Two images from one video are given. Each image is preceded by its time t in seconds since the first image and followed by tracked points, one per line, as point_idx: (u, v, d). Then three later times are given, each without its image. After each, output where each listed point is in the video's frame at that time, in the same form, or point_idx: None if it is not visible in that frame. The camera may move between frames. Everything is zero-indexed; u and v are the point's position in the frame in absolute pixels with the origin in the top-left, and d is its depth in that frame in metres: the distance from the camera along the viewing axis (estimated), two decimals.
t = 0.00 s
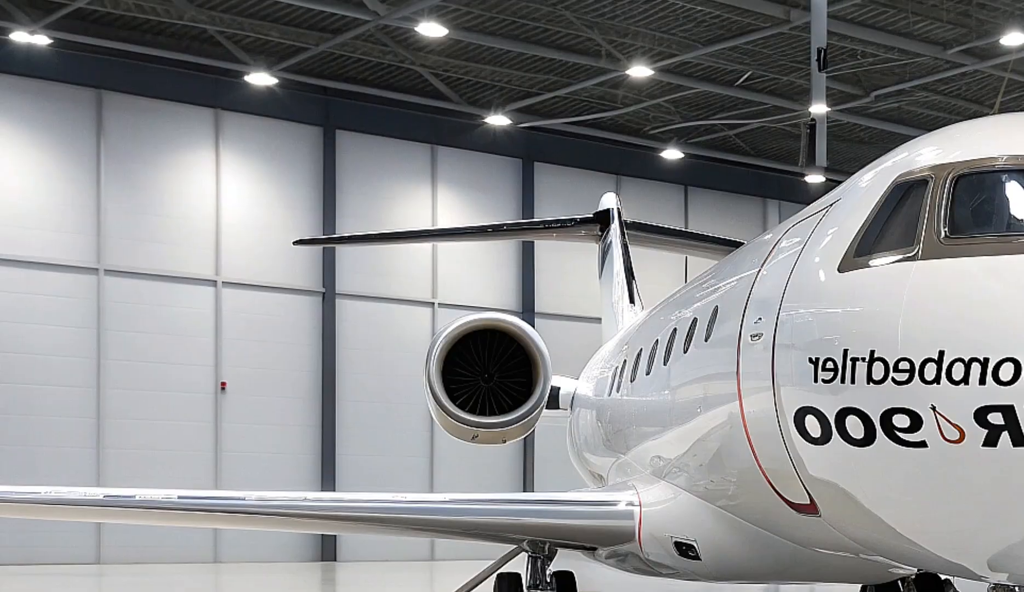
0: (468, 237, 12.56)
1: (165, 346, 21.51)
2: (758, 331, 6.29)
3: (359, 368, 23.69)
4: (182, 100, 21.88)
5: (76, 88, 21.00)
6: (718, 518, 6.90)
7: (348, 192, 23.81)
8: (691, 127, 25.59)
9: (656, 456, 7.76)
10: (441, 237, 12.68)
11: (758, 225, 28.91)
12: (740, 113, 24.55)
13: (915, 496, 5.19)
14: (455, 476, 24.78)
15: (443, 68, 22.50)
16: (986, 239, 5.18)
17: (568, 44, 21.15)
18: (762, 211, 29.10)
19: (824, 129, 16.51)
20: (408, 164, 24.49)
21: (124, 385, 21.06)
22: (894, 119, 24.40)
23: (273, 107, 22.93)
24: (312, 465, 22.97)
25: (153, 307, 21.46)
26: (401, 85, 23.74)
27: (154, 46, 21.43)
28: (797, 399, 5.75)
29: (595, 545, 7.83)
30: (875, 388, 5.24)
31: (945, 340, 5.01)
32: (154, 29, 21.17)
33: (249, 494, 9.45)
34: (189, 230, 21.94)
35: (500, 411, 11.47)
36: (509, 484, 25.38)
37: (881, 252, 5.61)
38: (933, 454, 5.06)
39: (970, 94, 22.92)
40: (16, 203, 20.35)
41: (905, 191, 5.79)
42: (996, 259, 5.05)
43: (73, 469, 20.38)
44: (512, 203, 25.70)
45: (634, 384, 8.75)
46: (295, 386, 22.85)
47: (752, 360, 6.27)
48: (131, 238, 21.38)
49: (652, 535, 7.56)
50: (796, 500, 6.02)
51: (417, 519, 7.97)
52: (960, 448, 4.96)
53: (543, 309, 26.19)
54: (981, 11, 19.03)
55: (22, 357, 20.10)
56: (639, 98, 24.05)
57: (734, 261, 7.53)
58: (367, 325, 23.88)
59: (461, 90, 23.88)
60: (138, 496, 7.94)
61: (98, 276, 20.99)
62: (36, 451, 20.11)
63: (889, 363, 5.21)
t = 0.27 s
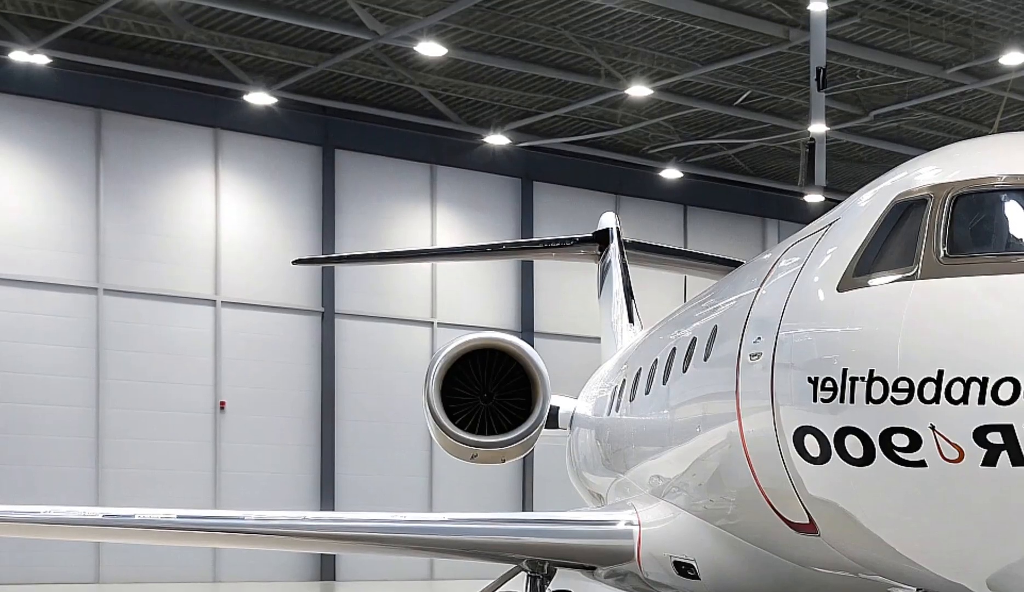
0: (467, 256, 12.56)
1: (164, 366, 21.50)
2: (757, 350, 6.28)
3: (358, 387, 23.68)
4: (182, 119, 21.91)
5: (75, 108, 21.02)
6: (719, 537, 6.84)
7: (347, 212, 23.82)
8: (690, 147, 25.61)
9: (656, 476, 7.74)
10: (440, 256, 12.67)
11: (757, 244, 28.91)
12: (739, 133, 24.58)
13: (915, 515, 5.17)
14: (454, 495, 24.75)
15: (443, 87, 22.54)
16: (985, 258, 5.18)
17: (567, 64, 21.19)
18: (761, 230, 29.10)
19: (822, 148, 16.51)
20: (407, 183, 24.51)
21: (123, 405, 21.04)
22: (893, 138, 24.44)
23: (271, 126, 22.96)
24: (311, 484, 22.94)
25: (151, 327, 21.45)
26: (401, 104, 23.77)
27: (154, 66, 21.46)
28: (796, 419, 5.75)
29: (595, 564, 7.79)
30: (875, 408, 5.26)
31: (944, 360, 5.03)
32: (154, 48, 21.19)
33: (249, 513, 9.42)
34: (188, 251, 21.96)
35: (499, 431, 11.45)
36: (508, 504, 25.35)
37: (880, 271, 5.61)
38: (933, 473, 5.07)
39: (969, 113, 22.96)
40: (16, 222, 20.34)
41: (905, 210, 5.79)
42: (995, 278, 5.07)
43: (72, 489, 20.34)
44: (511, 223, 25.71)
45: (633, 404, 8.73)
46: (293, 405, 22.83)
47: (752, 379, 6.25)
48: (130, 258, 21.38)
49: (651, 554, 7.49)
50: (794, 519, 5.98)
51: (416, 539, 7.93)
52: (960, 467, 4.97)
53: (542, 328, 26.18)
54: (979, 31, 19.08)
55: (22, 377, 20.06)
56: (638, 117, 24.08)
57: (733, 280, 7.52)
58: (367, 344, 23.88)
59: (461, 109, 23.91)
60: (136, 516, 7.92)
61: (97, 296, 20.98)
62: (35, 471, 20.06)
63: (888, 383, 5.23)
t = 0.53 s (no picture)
0: (466, 275, 12.54)
1: (163, 386, 21.47)
2: (757, 369, 6.26)
3: (357, 406, 23.65)
4: (181, 138, 21.92)
5: (75, 127, 21.03)
6: (718, 557, 6.81)
7: (346, 231, 23.82)
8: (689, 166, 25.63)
9: (655, 495, 7.72)
10: (438, 276, 12.65)
11: (756, 263, 28.91)
12: (738, 153, 24.61)
13: (915, 535, 5.15)
14: (453, 514, 24.70)
15: (442, 107, 22.57)
16: (985, 278, 5.17)
17: (566, 83, 21.22)
18: (760, 249, 29.10)
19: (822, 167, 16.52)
20: (406, 203, 24.52)
21: (122, 424, 20.99)
22: (893, 157, 24.46)
23: (271, 146, 22.98)
24: (311, 504, 22.89)
25: (150, 346, 21.42)
26: (400, 124, 23.79)
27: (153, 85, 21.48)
28: (795, 438, 5.72)
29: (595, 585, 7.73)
30: (874, 428, 5.25)
31: (943, 380, 5.03)
32: (153, 68, 21.22)
33: (247, 532, 9.38)
34: (188, 271, 21.94)
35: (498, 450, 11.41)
36: (507, 523, 25.30)
37: (879, 290, 5.59)
38: (932, 492, 5.06)
39: (969, 132, 22.99)
40: (16, 241, 20.32)
41: (904, 230, 5.77)
42: (994, 298, 5.07)
43: (71, 509, 20.27)
44: (510, 242, 25.70)
45: (633, 423, 8.70)
46: (292, 425, 22.79)
47: (752, 399, 6.22)
48: (130, 277, 21.36)
49: (650, 573, 7.42)
50: (794, 538, 5.95)
51: (416, 558, 7.91)
52: (959, 487, 4.97)
53: (542, 347, 26.16)
54: (979, 50, 19.12)
55: (21, 397, 20.00)
56: (637, 137, 24.11)
57: (733, 299, 7.50)
58: (366, 363, 23.86)
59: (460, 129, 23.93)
60: (136, 535, 7.88)
61: (97, 315, 20.95)
62: (34, 491, 19.99)
63: (887, 403, 5.22)
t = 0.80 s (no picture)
0: (464, 295, 12.51)
1: (163, 406, 21.43)
2: (756, 388, 6.23)
3: (356, 426, 23.59)
4: (180, 157, 21.94)
5: (74, 146, 21.04)
6: (717, 577, 6.80)
7: (345, 250, 23.82)
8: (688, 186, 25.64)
9: (655, 514, 7.74)
10: (437, 295, 12.62)
11: (756, 283, 28.89)
12: (738, 172, 24.63)
13: (914, 554, 5.13)
14: (452, 533, 24.63)
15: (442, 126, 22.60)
16: (984, 297, 5.17)
17: (565, 102, 21.25)
18: (759, 268, 29.09)
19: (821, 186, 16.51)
20: (406, 222, 24.52)
21: (122, 444, 20.94)
22: (892, 177, 24.49)
23: (270, 165, 22.99)
24: (310, 523, 22.83)
25: (149, 365, 21.39)
26: (399, 143, 23.81)
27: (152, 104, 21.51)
28: (793, 458, 5.70)
29: None
30: (873, 447, 5.24)
31: (943, 399, 5.05)
32: (152, 87, 21.25)
33: (247, 552, 9.34)
34: (188, 290, 21.93)
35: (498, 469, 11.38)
36: (507, 542, 25.22)
37: (879, 309, 5.58)
38: (931, 512, 5.05)
39: (968, 152, 23.01)
40: (15, 261, 20.31)
41: (903, 249, 5.76)
42: (993, 317, 5.08)
43: (70, 528, 20.21)
44: (509, 261, 25.70)
45: (632, 443, 8.66)
46: (292, 444, 22.75)
47: (752, 418, 6.18)
48: (130, 297, 21.34)
49: None
50: (793, 558, 5.91)
51: (414, 578, 7.78)
52: (958, 506, 4.97)
53: (541, 366, 26.12)
54: (978, 69, 19.16)
55: (21, 417, 19.96)
56: (636, 156, 24.14)
57: (733, 318, 7.48)
58: (366, 383, 23.83)
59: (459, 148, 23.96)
60: (136, 555, 7.84)
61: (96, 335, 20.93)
62: (33, 510, 19.93)
63: (887, 422, 5.22)
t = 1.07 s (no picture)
0: (463, 314, 12.48)
1: (161, 425, 21.38)
2: (755, 408, 6.20)
3: (355, 445, 23.54)
4: (179, 176, 21.94)
5: (73, 165, 21.03)
6: None
7: (345, 270, 23.82)
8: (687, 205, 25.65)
9: (654, 534, 7.72)
10: (436, 315, 12.58)
11: (755, 302, 28.88)
12: (737, 191, 24.64)
13: (913, 573, 5.10)
14: (451, 553, 24.56)
15: (441, 146, 22.62)
16: (983, 317, 5.16)
17: (564, 122, 21.28)
18: (758, 288, 29.08)
19: (821, 205, 16.51)
20: (405, 242, 24.52)
21: (121, 463, 20.88)
22: (891, 196, 24.50)
23: (269, 184, 23.00)
24: (309, 542, 22.76)
25: (148, 385, 21.35)
26: (399, 163, 23.82)
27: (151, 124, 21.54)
28: (792, 477, 5.68)
29: None
30: (872, 466, 5.23)
31: (942, 419, 5.03)
32: (152, 107, 21.28)
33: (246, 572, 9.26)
34: (187, 310, 21.91)
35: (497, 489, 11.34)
36: (506, 563, 25.14)
37: (878, 329, 5.57)
38: (930, 531, 5.03)
39: (968, 171, 23.03)
40: (14, 281, 20.28)
41: (902, 268, 5.74)
42: (992, 337, 5.07)
43: (68, 548, 20.14)
44: (509, 280, 25.68)
45: (632, 462, 8.63)
46: (291, 464, 22.69)
47: (751, 438, 6.15)
48: (129, 316, 21.31)
49: None
50: (792, 578, 5.89)
51: None
52: (957, 525, 4.95)
53: (540, 386, 26.09)
54: (977, 89, 19.18)
55: (21, 436, 19.91)
56: (635, 176, 24.16)
57: (732, 338, 7.45)
58: (365, 402, 23.78)
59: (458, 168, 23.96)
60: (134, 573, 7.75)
61: (95, 355, 20.90)
62: (32, 530, 19.84)
63: (886, 441, 5.21)
